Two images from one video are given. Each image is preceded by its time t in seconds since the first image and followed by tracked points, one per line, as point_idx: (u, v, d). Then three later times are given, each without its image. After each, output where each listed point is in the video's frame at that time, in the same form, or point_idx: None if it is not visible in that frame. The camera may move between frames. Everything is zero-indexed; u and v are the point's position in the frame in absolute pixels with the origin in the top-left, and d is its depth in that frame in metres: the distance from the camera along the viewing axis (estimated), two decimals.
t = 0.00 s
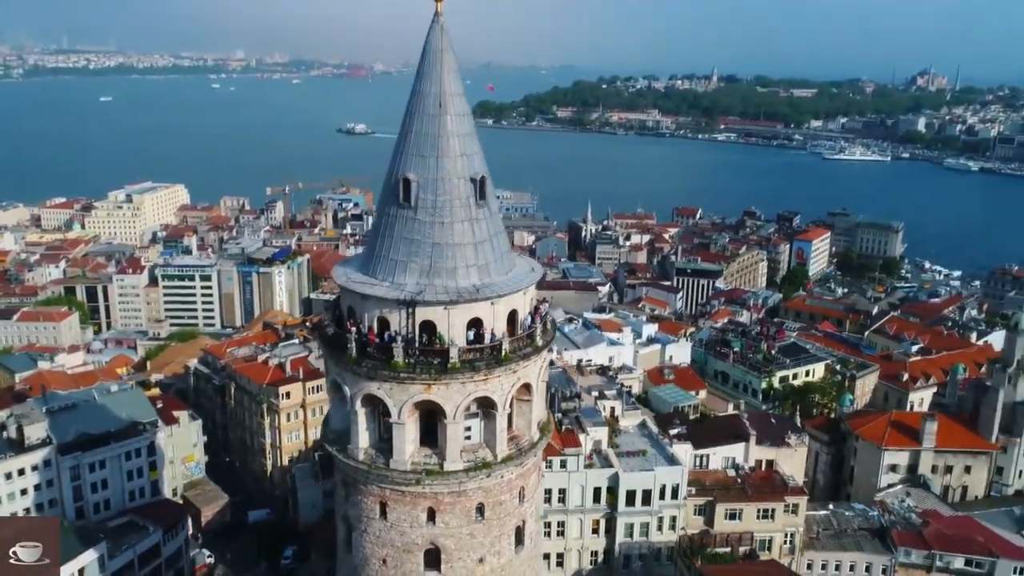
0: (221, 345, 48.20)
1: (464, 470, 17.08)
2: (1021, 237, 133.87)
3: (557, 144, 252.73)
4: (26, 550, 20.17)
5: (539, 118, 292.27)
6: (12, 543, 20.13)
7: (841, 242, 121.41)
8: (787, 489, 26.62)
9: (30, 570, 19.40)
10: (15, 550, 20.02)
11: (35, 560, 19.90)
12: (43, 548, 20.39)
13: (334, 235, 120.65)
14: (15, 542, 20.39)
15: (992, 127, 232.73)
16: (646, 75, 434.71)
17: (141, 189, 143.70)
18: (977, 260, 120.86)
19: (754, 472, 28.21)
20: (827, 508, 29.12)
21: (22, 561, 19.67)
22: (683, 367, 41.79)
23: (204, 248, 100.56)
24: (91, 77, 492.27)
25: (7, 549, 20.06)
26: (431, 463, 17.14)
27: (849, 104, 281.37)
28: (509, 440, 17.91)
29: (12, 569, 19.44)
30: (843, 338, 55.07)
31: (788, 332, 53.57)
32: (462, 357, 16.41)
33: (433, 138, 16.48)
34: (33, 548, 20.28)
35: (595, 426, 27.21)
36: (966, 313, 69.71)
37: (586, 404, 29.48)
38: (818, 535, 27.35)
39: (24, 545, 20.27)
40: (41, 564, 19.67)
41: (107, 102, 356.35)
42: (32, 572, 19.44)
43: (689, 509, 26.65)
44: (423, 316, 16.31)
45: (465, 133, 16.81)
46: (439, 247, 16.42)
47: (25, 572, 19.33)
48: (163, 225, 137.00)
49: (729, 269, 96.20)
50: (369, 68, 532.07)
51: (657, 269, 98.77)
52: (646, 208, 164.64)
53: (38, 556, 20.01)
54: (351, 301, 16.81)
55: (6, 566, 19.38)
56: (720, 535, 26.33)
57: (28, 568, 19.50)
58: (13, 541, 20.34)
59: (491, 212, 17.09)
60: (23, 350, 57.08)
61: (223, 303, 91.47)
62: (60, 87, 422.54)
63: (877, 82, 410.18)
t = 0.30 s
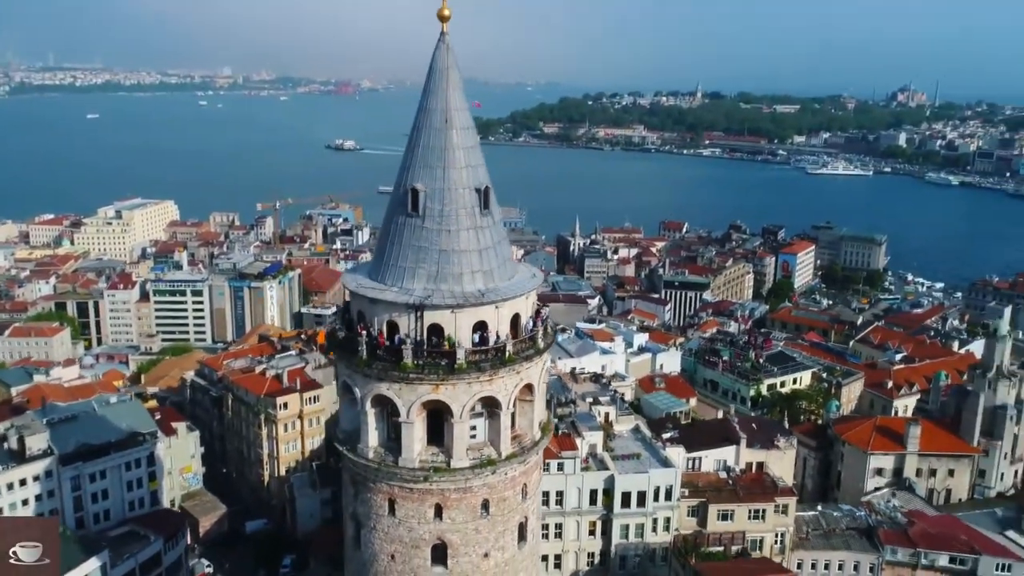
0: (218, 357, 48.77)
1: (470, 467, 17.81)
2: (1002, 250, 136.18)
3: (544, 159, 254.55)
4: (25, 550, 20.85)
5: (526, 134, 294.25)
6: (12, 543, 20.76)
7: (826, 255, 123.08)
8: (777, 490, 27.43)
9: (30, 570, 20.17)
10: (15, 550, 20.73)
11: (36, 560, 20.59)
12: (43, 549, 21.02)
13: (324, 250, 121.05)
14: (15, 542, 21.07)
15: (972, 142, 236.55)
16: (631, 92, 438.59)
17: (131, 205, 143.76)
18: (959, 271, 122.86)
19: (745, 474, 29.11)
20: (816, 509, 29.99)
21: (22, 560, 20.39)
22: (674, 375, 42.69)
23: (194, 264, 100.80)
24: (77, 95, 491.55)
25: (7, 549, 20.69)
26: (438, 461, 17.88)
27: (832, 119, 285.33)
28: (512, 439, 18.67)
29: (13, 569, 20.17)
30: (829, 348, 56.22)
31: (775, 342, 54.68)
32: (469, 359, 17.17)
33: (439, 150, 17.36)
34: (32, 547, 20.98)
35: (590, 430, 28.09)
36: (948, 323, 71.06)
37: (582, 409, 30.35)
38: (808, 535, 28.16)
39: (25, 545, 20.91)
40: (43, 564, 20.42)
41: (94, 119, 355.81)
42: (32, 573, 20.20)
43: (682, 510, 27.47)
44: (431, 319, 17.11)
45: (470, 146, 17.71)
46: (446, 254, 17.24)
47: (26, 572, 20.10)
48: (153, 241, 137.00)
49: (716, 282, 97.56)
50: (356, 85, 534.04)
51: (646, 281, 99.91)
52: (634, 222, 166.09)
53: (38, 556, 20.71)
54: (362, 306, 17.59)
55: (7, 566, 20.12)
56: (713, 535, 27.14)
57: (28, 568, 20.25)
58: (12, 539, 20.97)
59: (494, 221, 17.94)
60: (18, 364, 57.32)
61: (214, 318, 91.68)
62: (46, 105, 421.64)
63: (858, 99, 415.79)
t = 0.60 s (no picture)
0: (216, 368, 49.42)
1: (478, 462, 18.63)
2: (983, 260, 138.63)
3: (533, 173, 256.13)
4: (27, 551, 20.99)
5: (513, 148, 295.96)
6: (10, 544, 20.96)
7: (811, 266, 124.75)
8: (769, 489, 28.47)
9: (31, 570, 20.35)
10: (17, 550, 20.87)
11: (36, 559, 20.73)
12: (43, 548, 21.15)
13: (315, 263, 121.53)
14: (16, 542, 21.24)
15: (953, 155, 240.16)
16: (618, 106, 441.69)
17: (121, 219, 143.87)
18: (942, 282, 124.83)
19: (737, 473, 30.26)
20: (806, 507, 31.05)
21: (22, 561, 20.54)
22: (666, 381, 43.72)
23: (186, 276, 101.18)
24: (61, 109, 489.60)
25: (7, 548, 20.85)
26: (448, 457, 18.69)
27: (815, 133, 289.19)
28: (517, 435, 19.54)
29: (13, 569, 20.31)
30: (816, 355, 57.49)
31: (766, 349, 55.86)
32: (476, 358, 18.03)
33: (446, 161, 18.31)
34: (33, 547, 21.14)
35: (587, 432, 29.10)
36: (932, 331, 72.58)
37: (578, 412, 31.32)
38: (798, 531, 29.20)
39: (25, 545, 21.09)
40: (42, 564, 20.62)
41: (80, 134, 354.99)
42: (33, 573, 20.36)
43: (677, 508, 28.41)
44: (441, 321, 18.04)
45: (474, 157, 18.66)
46: (453, 259, 18.16)
47: (26, 572, 20.27)
48: (143, 255, 137.01)
49: (704, 292, 98.97)
50: (343, 99, 535.68)
51: (635, 292, 101.14)
52: (622, 235, 167.47)
53: (37, 556, 20.87)
54: (374, 309, 18.48)
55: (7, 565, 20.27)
56: (707, 532, 28.24)
57: (29, 568, 20.41)
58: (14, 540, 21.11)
59: (497, 228, 18.90)
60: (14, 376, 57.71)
61: (207, 330, 91.99)
62: (31, 120, 419.98)
63: (841, 112, 420.81)
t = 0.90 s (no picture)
0: (215, 375, 50.27)
1: (486, 456, 19.00)
2: (968, 267, 140.64)
3: (522, 183, 257.81)
4: (26, 550, 16.49)
5: (503, 159, 297.69)
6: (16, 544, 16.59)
7: (799, 274, 126.38)
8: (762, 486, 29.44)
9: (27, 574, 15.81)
10: (14, 549, 16.29)
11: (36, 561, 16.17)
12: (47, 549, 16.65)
13: (308, 273, 122.09)
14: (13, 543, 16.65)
15: (937, 164, 243.46)
16: (606, 116, 444.64)
17: (112, 231, 143.96)
18: (928, 289, 126.84)
19: (730, 471, 31.43)
20: (797, 505, 32.23)
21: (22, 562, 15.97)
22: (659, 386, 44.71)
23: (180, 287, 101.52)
24: (47, 122, 487.93)
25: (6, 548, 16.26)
26: (457, 451, 19.03)
27: (802, 143, 292.17)
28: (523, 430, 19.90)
29: (11, 571, 15.63)
30: (805, 360, 58.75)
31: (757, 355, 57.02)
32: (483, 357, 18.49)
33: (453, 169, 18.61)
34: (33, 547, 16.54)
35: (584, 431, 30.08)
36: (917, 336, 74.08)
37: (577, 413, 32.37)
38: (790, 528, 30.13)
39: (26, 545, 16.54)
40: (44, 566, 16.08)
41: (68, 146, 354.16)
42: None
43: (673, 504, 29.70)
44: (450, 321, 18.49)
45: (480, 165, 18.96)
46: (461, 264, 18.53)
47: None
48: (135, 266, 137.12)
49: (694, 299, 100.38)
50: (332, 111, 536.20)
51: (627, 300, 102.36)
52: (612, 244, 168.93)
53: (39, 556, 16.33)
54: (386, 311, 18.83)
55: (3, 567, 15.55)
56: (702, 527, 29.53)
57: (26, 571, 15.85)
58: (10, 538, 16.62)
59: (502, 234, 19.25)
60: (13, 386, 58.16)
61: (201, 341, 92.40)
62: (19, 134, 418.61)
63: (827, 122, 425.04)
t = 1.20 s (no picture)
0: (215, 381, 50.93)
1: (494, 450, 18.23)
2: (952, 273, 143.02)
3: (512, 191, 259.28)
4: (26, 550, 15.86)
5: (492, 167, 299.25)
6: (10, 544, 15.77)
7: (787, 280, 127.94)
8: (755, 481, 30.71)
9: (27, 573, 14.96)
10: (14, 549, 15.66)
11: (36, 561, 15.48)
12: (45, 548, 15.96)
13: (301, 280, 122.63)
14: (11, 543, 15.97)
15: (922, 172, 246.72)
16: (594, 125, 447.68)
17: (104, 239, 144.00)
18: (913, 294, 128.79)
19: (724, 467, 32.69)
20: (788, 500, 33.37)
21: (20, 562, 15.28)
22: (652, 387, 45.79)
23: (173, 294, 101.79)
24: (34, 132, 486.17)
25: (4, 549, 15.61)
26: (465, 445, 18.23)
27: (787, 150, 295.53)
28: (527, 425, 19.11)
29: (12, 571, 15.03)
30: (794, 363, 60.00)
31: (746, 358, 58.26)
32: (489, 355, 17.83)
33: (459, 174, 18.06)
34: (32, 547, 15.96)
35: (582, 430, 31.10)
36: (903, 340, 75.52)
37: (574, 413, 33.37)
38: (781, 520, 31.42)
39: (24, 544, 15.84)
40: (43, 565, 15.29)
41: (55, 155, 352.76)
42: None
43: (669, 500, 30.77)
44: (458, 320, 17.82)
45: (486, 169, 18.42)
46: (468, 266, 17.92)
47: None
48: (126, 274, 137.19)
49: (684, 305, 101.59)
50: (320, 119, 536.90)
51: (618, 306, 103.53)
52: (602, 251, 170.32)
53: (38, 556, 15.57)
54: (395, 312, 18.18)
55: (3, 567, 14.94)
56: (697, 521, 30.64)
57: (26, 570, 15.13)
58: (11, 538, 16.05)
59: (508, 237, 18.68)
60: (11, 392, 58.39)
61: (195, 348, 92.71)
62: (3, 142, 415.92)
63: (813, 130, 429.40)
